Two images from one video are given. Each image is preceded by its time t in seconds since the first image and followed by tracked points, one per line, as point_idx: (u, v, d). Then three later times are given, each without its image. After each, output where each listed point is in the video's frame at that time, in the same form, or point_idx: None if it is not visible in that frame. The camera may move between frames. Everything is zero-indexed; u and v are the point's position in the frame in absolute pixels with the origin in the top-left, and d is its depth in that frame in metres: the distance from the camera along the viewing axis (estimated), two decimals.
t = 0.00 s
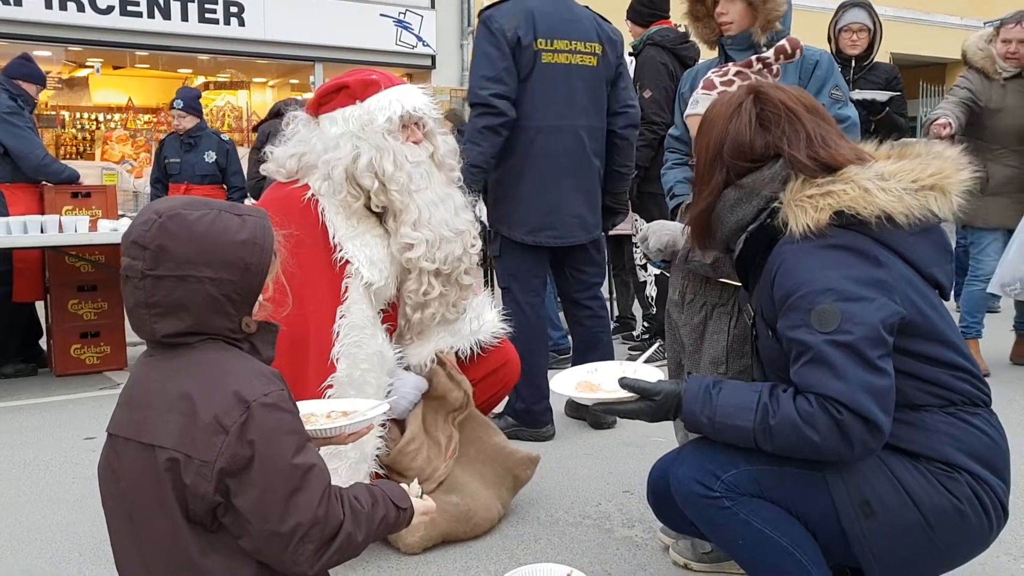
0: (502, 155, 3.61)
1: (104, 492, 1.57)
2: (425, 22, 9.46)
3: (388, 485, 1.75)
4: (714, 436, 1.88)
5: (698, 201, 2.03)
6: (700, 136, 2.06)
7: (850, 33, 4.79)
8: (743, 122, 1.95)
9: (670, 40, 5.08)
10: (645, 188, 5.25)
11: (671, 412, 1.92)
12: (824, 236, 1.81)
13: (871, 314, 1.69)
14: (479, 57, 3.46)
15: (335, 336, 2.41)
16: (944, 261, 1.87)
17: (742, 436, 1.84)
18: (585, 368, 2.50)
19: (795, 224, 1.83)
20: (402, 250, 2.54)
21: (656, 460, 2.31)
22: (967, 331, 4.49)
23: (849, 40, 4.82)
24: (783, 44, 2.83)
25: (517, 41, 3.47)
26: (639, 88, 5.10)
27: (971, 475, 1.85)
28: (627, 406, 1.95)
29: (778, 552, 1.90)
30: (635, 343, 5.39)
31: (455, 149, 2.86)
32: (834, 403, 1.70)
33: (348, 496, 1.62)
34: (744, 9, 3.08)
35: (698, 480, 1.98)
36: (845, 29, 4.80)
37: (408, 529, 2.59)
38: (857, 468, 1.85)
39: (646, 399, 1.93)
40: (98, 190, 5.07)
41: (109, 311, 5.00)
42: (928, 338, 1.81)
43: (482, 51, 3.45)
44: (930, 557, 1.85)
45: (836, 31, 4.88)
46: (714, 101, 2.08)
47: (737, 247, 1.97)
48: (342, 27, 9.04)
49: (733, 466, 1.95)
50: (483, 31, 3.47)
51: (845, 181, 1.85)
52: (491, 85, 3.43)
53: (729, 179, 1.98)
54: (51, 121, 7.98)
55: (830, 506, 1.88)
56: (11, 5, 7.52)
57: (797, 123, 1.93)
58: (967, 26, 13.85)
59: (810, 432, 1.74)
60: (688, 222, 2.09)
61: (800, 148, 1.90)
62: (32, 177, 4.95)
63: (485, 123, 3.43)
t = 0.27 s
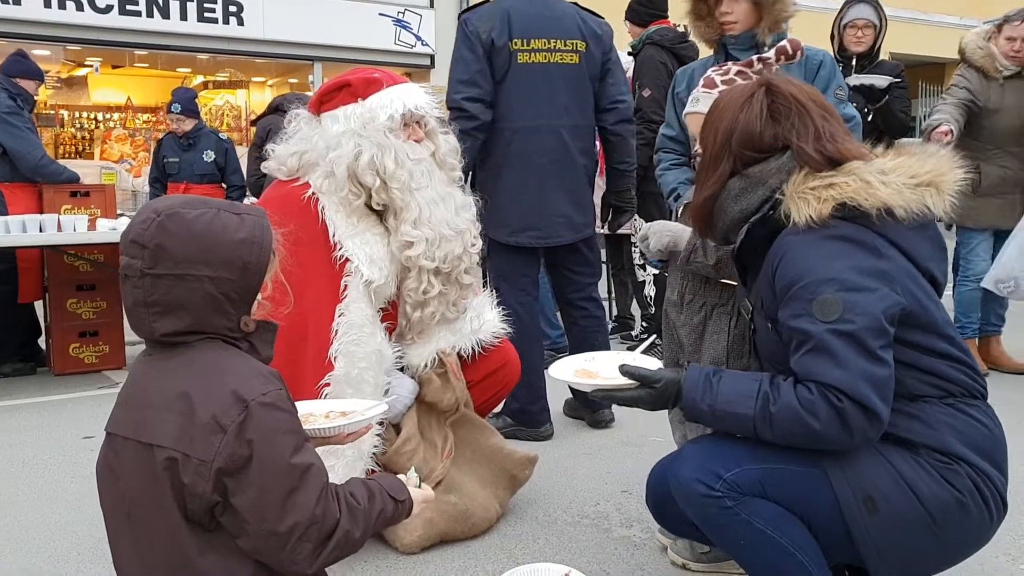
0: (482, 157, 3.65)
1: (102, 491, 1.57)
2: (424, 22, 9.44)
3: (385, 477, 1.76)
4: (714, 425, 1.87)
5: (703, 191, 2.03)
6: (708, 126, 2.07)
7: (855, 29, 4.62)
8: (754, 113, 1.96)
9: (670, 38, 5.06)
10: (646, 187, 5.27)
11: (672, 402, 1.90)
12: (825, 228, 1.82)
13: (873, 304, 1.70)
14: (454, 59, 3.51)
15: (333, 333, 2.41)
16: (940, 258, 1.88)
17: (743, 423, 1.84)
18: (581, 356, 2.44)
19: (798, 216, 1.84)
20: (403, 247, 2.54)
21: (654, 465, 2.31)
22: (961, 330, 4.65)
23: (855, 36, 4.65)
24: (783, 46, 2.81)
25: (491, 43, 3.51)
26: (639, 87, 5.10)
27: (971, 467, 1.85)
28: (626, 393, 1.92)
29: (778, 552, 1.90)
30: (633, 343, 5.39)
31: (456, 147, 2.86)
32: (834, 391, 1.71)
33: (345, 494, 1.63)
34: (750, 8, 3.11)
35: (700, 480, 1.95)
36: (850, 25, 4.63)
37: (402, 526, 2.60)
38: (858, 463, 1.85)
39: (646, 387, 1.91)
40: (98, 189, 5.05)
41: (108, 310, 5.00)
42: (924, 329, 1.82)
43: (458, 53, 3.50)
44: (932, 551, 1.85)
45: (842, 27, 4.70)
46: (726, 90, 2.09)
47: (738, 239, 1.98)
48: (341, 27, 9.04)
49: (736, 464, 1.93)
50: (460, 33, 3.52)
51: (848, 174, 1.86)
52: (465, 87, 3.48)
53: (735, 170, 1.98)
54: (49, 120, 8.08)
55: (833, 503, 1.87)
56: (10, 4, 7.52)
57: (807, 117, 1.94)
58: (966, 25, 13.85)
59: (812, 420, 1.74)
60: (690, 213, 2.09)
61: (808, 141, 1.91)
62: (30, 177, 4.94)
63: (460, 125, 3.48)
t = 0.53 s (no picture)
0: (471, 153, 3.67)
1: (101, 492, 1.57)
2: (424, 22, 9.48)
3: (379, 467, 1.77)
4: (719, 415, 1.86)
5: (703, 182, 2.03)
6: (710, 119, 2.07)
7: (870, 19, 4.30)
8: (758, 106, 1.97)
9: (670, 39, 5.09)
10: (647, 187, 5.27)
11: (676, 391, 1.90)
12: (826, 218, 1.83)
13: (877, 291, 1.71)
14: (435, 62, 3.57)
15: (331, 333, 2.41)
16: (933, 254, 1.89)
17: (750, 411, 1.83)
18: (583, 348, 2.41)
19: (798, 207, 1.85)
20: (402, 245, 2.54)
21: (655, 476, 2.30)
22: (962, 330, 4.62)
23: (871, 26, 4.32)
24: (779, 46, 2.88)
25: (469, 45, 3.53)
26: (640, 87, 5.08)
27: (973, 455, 1.85)
28: (630, 382, 1.93)
29: (786, 554, 1.85)
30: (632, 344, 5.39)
31: (456, 147, 2.86)
32: (841, 376, 1.71)
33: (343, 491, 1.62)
34: (773, 7, 3.18)
35: (711, 478, 1.90)
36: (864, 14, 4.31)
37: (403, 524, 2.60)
38: (866, 455, 1.83)
39: (652, 376, 1.91)
40: (97, 189, 5.05)
41: (107, 310, 5.00)
42: (919, 319, 1.83)
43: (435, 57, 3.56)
44: (940, 543, 1.84)
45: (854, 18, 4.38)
46: (729, 86, 2.11)
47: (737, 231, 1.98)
48: (341, 27, 9.04)
49: (747, 462, 1.89)
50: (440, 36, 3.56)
51: (848, 166, 1.88)
52: (447, 89, 3.51)
53: (737, 161, 1.99)
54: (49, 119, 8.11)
55: (845, 499, 1.84)
56: (10, 4, 7.52)
57: (810, 113, 1.97)
58: (965, 26, 13.85)
59: (820, 407, 1.74)
60: (689, 205, 2.09)
61: (810, 135, 1.93)
62: (30, 177, 4.94)
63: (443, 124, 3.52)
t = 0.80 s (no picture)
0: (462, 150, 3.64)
1: (100, 494, 1.57)
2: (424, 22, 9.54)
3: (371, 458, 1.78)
4: (720, 413, 1.86)
5: (700, 181, 2.03)
6: (706, 119, 2.08)
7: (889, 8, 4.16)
8: (754, 105, 1.98)
9: (670, 39, 5.10)
10: (646, 186, 5.25)
11: (677, 389, 1.89)
12: (823, 215, 1.82)
13: (875, 287, 1.71)
14: (423, 64, 3.51)
15: (330, 334, 2.41)
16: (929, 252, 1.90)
17: (751, 407, 1.82)
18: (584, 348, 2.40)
19: (795, 205, 1.85)
20: (399, 245, 2.53)
21: (657, 476, 2.31)
22: (959, 335, 4.56)
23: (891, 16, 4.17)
24: (787, 47, 3.03)
25: (460, 46, 3.50)
26: (639, 86, 5.08)
27: (972, 450, 1.86)
28: (631, 382, 1.92)
29: (791, 555, 1.85)
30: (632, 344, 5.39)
31: (454, 148, 2.85)
32: (840, 372, 1.71)
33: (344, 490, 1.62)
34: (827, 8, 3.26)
35: (718, 478, 1.90)
36: (884, 3, 4.17)
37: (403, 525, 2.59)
38: (871, 453, 1.83)
39: (652, 374, 1.90)
40: (97, 189, 5.06)
41: (107, 311, 5.00)
42: (917, 315, 1.83)
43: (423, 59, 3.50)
44: (943, 539, 1.85)
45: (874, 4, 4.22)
46: (725, 86, 2.11)
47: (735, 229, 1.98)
48: (341, 27, 9.05)
49: (754, 462, 1.88)
50: (426, 38, 3.52)
51: (844, 163, 1.87)
52: (437, 92, 3.48)
53: (733, 159, 1.99)
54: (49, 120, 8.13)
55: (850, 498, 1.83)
56: (10, 4, 7.51)
57: (806, 111, 1.97)
58: (965, 26, 13.85)
59: (820, 402, 1.74)
60: (686, 204, 2.09)
61: (806, 132, 1.93)
62: (29, 177, 4.94)
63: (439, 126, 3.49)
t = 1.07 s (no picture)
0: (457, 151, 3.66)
1: (99, 493, 1.57)
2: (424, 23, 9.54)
3: (359, 449, 1.79)
4: (713, 410, 1.86)
5: (698, 180, 2.04)
6: (703, 119, 2.08)
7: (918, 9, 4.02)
8: (751, 105, 1.98)
9: (668, 39, 5.11)
10: (645, 186, 5.24)
11: (670, 385, 1.90)
12: (818, 213, 1.83)
13: (869, 285, 1.71)
14: (426, 67, 3.47)
15: (327, 332, 2.42)
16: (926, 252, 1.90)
17: (743, 405, 1.82)
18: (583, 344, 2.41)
19: (790, 203, 1.85)
20: (397, 245, 2.53)
21: (655, 478, 2.31)
22: (958, 336, 4.57)
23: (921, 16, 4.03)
24: (778, 47, 2.97)
25: (464, 48, 3.49)
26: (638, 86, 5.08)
27: (966, 448, 1.86)
28: (625, 378, 1.93)
29: (788, 556, 1.84)
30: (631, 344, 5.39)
31: (453, 148, 2.86)
32: (832, 369, 1.71)
33: (341, 489, 1.63)
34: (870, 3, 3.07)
35: (714, 480, 1.90)
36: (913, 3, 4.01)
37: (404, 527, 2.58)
38: (867, 453, 1.83)
39: (645, 371, 1.91)
40: (96, 189, 5.06)
41: (106, 311, 5.00)
42: (911, 315, 1.84)
43: (426, 62, 3.46)
44: (939, 539, 1.85)
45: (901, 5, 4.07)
46: (722, 86, 2.11)
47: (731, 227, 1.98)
48: (340, 27, 9.06)
49: (750, 463, 1.88)
50: (427, 40, 3.48)
51: (839, 162, 1.88)
52: (441, 96, 3.44)
53: (730, 158, 1.99)
54: (48, 119, 8.13)
55: (846, 499, 1.83)
56: (9, 4, 7.51)
57: (802, 110, 1.97)
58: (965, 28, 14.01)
59: (809, 399, 1.74)
60: (683, 203, 2.09)
61: (802, 132, 1.93)
62: (28, 177, 4.93)
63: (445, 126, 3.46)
